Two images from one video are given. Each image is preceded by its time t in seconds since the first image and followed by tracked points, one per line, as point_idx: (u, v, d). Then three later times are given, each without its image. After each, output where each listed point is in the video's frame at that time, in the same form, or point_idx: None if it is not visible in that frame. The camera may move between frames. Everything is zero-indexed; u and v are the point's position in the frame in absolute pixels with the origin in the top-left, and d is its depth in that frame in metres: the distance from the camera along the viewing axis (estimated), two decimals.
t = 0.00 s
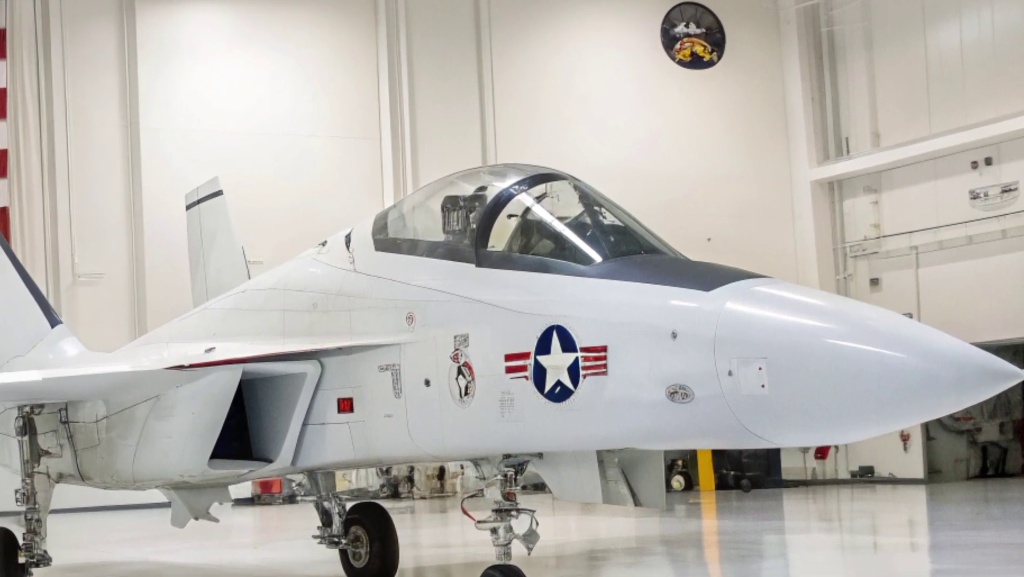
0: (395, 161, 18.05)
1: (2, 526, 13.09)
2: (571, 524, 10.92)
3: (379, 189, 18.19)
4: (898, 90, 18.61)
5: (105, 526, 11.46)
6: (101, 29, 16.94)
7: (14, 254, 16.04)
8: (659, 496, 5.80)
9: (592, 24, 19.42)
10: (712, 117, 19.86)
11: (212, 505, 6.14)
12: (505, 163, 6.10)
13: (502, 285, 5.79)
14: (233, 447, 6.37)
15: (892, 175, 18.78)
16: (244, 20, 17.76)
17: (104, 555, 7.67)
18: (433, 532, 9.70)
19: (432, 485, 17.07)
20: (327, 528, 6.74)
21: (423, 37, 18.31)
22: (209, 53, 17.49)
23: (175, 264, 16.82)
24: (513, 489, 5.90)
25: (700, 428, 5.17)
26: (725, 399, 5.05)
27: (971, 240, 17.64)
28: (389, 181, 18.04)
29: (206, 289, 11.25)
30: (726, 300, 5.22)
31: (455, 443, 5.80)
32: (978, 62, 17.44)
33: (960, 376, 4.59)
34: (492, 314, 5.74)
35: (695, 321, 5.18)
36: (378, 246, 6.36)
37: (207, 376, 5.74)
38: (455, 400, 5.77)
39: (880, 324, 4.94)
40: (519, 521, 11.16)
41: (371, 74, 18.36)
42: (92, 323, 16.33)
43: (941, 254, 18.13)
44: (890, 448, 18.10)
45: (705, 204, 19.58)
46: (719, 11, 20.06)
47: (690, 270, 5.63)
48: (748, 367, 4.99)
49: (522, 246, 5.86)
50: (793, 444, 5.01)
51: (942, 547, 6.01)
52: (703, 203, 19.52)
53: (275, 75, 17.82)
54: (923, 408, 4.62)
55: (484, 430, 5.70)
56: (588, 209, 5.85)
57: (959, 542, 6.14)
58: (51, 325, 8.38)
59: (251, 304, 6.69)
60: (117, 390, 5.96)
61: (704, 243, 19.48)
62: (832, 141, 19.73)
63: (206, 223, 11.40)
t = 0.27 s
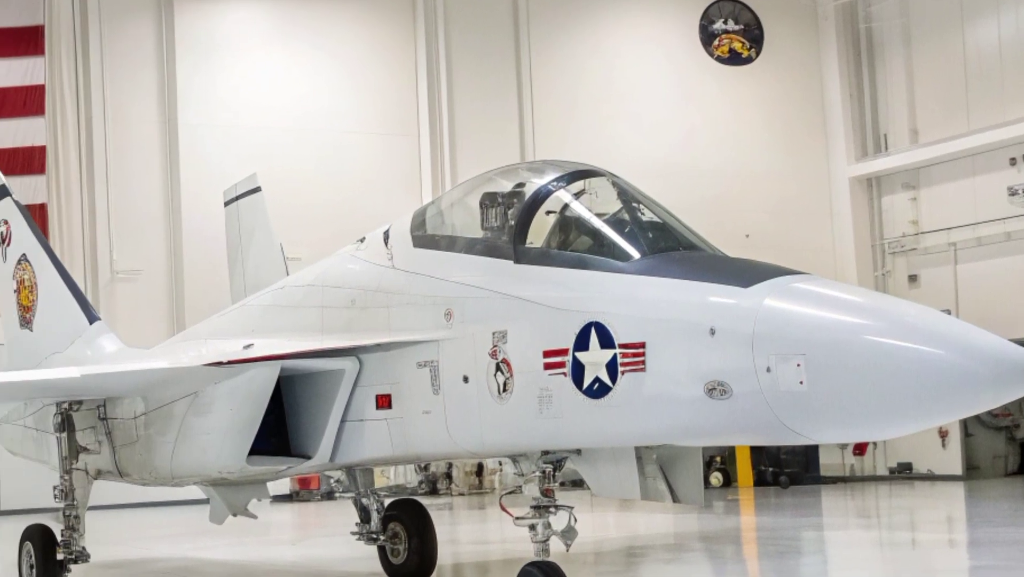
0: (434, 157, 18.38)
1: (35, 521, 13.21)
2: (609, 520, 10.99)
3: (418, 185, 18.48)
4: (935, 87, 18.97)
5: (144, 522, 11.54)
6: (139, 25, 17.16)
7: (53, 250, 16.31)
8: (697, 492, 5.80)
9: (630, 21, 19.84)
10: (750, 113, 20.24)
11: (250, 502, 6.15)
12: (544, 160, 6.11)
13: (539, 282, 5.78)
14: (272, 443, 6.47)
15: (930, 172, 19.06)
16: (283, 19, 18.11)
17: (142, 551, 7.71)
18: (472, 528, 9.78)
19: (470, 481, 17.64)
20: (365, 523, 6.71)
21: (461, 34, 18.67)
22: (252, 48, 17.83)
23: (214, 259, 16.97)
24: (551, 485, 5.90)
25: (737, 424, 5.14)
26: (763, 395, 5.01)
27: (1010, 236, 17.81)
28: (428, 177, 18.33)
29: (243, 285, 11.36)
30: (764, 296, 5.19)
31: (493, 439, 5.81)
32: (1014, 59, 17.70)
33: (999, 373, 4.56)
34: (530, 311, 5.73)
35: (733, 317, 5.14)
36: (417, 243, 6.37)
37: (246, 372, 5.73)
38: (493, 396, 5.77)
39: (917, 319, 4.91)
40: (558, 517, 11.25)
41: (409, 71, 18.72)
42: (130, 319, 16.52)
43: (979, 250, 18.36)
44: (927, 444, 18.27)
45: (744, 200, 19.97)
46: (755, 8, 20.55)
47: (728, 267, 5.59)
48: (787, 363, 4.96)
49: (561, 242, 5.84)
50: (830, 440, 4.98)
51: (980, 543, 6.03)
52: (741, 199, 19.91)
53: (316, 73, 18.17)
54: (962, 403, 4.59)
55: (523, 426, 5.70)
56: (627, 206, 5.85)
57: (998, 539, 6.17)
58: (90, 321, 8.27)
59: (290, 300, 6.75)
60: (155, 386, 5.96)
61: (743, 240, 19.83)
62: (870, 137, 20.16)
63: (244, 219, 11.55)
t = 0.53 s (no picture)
0: (473, 153, 18.64)
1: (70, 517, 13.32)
2: (647, 515, 11.05)
3: (455, 181, 18.76)
4: (973, 83, 19.17)
5: (183, 518, 11.61)
6: (178, 22, 17.38)
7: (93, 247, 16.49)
8: (736, 489, 5.79)
9: (667, 18, 20.18)
10: (789, 109, 20.55)
11: (288, 498, 6.15)
12: (582, 156, 6.11)
13: (577, 278, 5.77)
14: (311, 439, 6.54)
15: (968, 168, 19.22)
16: (322, 15, 18.40)
17: (180, 549, 7.74)
18: (510, 525, 9.84)
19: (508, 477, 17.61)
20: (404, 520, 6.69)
21: (500, 31, 18.94)
22: (289, 46, 18.10)
23: (252, 256, 17.22)
24: (590, 482, 5.88)
25: (775, 421, 5.11)
26: (802, 392, 4.99)
27: None
28: (466, 173, 18.62)
29: (282, 281, 11.52)
30: (803, 292, 5.16)
31: (531, 436, 5.81)
32: None
33: None
34: (569, 308, 5.72)
35: (772, 314, 5.11)
36: (455, 239, 6.37)
37: (285, 368, 5.73)
38: (532, 393, 5.76)
39: (956, 316, 4.87)
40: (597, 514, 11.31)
41: (445, 66, 19.01)
42: (167, 316, 16.70)
43: (1019, 246, 18.40)
44: (965, 440, 18.48)
45: (783, 197, 20.27)
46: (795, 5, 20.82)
47: (766, 263, 5.56)
48: (825, 360, 4.94)
49: (599, 239, 5.84)
50: (868, 436, 4.95)
51: (1019, 541, 6.06)
52: (781, 196, 20.23)
53: (356, 70, 18.46)
54: (1001, 401, 4.56)
55: (561, 423, 5.70)
56: (665, 202, 5.84)
57: None
58: (129, 317, 8.10)
59: (328, 297, 6.79)
60: (194, 383, 5.96)
61: (781, 236, 20.18)
62: (909, 134, 20.38)
63: (282, 216, 11.73)
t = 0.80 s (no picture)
0: (510, 150, 18.52)
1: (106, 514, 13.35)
2: (686, 513, 11.04)
3: (494, 177, 18.62)
4: (1012, 80, 19.02)
5: (221, 515, 11.62)
6: (216, 20, 17.22)
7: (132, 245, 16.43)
8: (774, 485, 5.80)
9: (703, 14, 19.85)
10: (826, 106, 20.23)
11: (325, 495, 6.15)
12: (621, 152, 6.09)
13: (616, 274, 5.76)
14: (349, 436, 6.57)
15: (1007, 165, 18.98)
16: (358, 13, 18.17)
17: (219, 545, 7.77)
18: (548, 522, 9.85)
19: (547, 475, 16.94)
20: (442, 516, 6.66)
21: (537, 28, 18.75)
22: (324, 46, 17.86)
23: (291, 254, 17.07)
24: (628, 478, 5.87)
25: (814, 418, 5.09)
26: (841, 388, 4.96)
27: None
28: (504, 170, 18.52)
29: (320, 279, 11.35)
30: (841, 288, 5.12)
31: (570, 433, 5.81)
32: None
33: None
34: (607, 304, 5.72)
35: (811, 310, 5.08)
36: (494, 236, 6.37)
37: (322, 366, 5.73)
38: (570, 389, 5.77)
39: (995, 312, 4.80)
40: (636, 510, 11.28)
41: (484, 65, 18.86)
42: (207, 312, 16.63)
43: None
44: (1005, 437, 18.57)
45: (821, 194, 19.94)
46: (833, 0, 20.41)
47: (805, 259, 5.52)
48: (864, 356, 4.90)
49: (637, 236, 5.84)
50: (907, 433, 4.91)
51: None
52: (818, 193, 19.88)
53: (392, 67, 18.25)
54: None
55: (600, 420, 5.69)
56: (703, 198, 5.81)
57: None
58: (167, 314, 8.08)
59: (365, 294, 6.80)
60: (232, 379, 5.98)
61: (819, 233, 19.85)
62: (946, 130, 20.20)
63: (320, 213, 11.46)
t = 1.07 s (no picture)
0: (539, 148, 18.63)
1: (133, 513, 13.37)
2: (713, 510, 11.06)
3: (521, 176, 18.76)
4: None
5: (248, 513, 11.64)
6: (245, 17, 17.33)
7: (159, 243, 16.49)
8: (801, 484, 5.79)
9: (732, 13, 19.80)
10: (854, 104, 20.14)
11: (353, 494, 6.17)
12: (648, 151, 6.09)
13: (643, 273, 5.76)
14: (376, 436, 6.62)
15: None
16: (387, 11, 18.25)
17: (245, 543, 7.79)
18: (575, 520, 9.89)
19: (575, 473, 16.51)
20: (470, 516, 6.66)
21: (564, 27, 18.88)
22: (353, 44, 17.91)
23: (318, 252, 17.13)
24: (656, 477, 5.88)
25: (841, 416, 5.08)
26: (868, 387, 4.94)
27: None
28: (532, 168, 18.63)
29: (348, 277, 11.37)
30: (869, 287, 5.10)
31: (597, 432, 5.81)
32: None
33: None
34: (635, 302, 5.72)
35: (838, 308, 5.06)
36: (521, 234, 6.38)
37: (350, 364, 5.73)
38: (598, 388, 5.77)
39: None
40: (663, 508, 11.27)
41: (513, 64, 18.99)
42: (234, 310, 16.68)
43: None
44: None
45: (850, 193, 19.87)
46: None
47: (833, 257, 5.49)
48: (891, 354, 4.88)
49: (664, 234, 5.83)
50: (934, 431, 4.89)
51: None
52: (846, 192, 19.82)
53: (421, 64, 18.35)
54: None
55: (627, 418, 5.69)
56: (731, 197, 5.80)
57: None
58: (195, 312, 8.08)
59: (393, 293, 6.83)
60: (259, 377, 5.98)
61: (847, 231, 19.77)
62: (974, 129, 20.04)
63: (348, 212, 11.44)
